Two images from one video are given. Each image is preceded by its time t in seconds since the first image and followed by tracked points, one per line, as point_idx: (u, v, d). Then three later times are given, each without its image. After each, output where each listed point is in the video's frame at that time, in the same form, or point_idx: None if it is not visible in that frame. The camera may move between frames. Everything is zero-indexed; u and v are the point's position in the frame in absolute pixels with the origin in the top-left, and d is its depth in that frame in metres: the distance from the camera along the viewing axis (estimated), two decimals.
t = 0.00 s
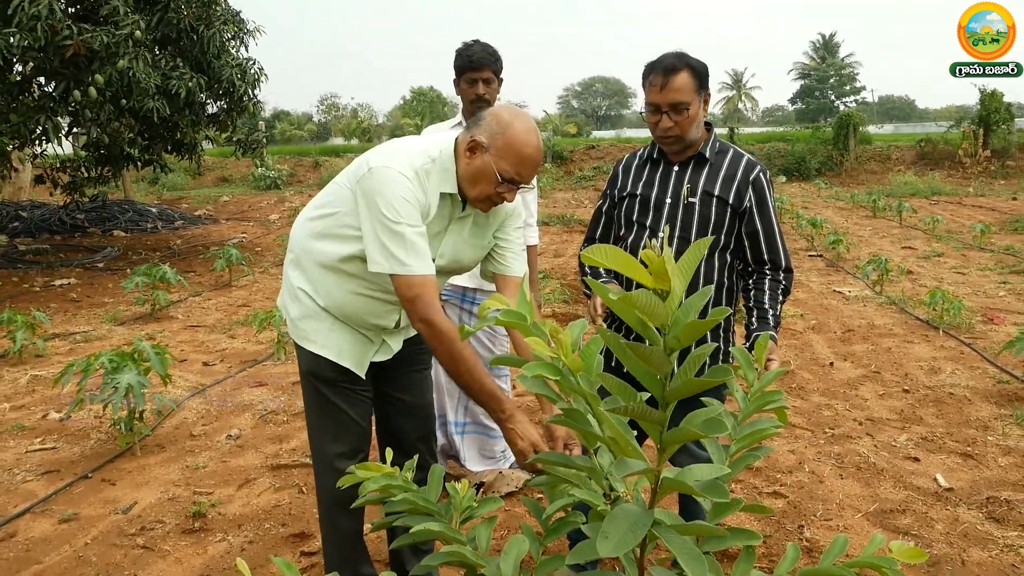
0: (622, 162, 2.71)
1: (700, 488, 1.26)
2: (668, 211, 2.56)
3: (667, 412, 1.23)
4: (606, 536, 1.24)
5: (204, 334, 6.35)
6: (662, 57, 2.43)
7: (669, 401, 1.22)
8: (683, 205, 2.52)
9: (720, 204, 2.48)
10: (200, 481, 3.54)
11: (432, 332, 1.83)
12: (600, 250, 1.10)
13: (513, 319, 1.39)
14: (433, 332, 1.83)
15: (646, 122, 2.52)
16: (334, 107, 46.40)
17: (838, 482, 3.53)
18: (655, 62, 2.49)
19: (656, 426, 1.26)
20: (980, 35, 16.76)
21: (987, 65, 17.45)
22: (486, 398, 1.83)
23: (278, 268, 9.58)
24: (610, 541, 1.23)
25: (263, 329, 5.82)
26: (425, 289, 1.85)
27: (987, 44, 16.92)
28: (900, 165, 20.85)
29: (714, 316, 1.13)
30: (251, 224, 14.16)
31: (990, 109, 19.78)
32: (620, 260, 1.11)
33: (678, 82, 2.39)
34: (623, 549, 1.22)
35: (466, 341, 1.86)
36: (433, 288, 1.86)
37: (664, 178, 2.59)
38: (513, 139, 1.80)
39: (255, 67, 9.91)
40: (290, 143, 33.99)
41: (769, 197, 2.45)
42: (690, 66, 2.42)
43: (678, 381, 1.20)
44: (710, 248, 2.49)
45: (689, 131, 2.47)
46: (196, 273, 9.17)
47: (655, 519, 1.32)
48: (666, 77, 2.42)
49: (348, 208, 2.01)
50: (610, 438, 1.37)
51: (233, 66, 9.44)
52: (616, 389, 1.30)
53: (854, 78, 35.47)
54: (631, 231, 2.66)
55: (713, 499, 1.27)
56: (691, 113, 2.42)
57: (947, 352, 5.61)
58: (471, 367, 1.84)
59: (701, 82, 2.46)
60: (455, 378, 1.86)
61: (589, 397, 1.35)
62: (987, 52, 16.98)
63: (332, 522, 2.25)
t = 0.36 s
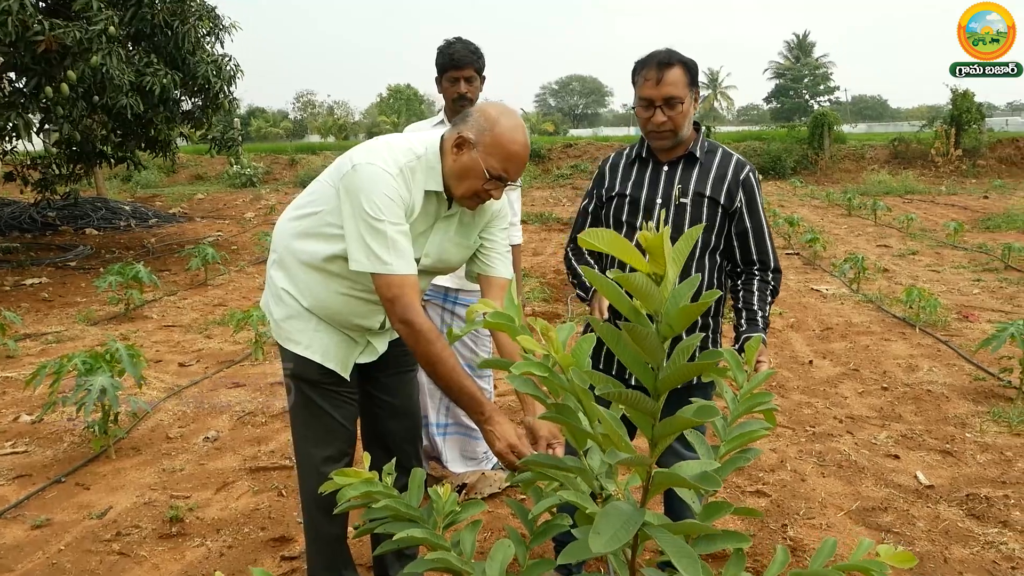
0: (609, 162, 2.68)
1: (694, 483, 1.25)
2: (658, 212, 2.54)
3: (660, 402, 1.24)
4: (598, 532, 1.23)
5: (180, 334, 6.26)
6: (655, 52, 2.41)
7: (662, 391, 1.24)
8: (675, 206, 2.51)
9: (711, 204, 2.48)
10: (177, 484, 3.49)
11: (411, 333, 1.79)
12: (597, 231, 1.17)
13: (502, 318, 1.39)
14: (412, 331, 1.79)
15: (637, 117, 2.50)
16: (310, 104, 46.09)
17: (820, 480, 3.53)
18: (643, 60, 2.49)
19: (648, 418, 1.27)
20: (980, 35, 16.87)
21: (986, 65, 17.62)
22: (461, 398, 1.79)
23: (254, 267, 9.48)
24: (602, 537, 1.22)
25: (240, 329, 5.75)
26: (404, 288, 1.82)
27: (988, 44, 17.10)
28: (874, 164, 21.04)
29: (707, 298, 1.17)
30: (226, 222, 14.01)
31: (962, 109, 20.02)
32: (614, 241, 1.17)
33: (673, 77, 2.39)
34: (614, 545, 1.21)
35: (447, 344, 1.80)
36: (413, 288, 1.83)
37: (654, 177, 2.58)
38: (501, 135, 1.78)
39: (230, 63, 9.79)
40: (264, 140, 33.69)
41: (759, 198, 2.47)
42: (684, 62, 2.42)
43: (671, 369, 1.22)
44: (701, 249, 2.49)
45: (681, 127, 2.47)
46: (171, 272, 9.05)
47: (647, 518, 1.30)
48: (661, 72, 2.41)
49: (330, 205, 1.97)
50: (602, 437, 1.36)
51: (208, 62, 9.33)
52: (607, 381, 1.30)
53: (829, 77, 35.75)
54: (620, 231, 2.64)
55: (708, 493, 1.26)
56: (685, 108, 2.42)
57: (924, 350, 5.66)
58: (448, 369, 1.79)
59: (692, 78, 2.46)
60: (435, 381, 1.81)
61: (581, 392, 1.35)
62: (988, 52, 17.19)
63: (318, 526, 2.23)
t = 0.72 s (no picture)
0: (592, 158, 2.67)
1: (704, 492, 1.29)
2: (645, 208, 2.56)
3: (678, 417, 1.28)
4: (606, 542, 1.25)
5: (147, 333, 6.15)
6: (643, 44, 2.53)
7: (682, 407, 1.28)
8: (661, 202, 2.54)
9: (697, 200, 2.53)
10: (147, 486, 3.42)
11: (392, 333, 1.77)
12: (640, 254, 1.18)
13: (506, 311, 1.37)
14: (393, 332, 1.77)
15: (626, 105, 2.53)
16: (276, 100, 45.62)
17: (795, 475, 3.56)
18: (627, 57, 2.57)
19: (663, 431, 1.30)
20: (980, 35, 17.21)
21: (985, 65, 18.00)
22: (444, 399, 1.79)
23: (221, 264, 9.34)
24: (610, 546, 1.24)
25: (209, 327, 5.66)
26: (384, 287, 1.79)
27: (987, 43, 17.40)
28: (839, 162, 21.31)
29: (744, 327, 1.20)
30: (192, 219, 13.80)
31: (924, 108, 20.35)
32: (658, 262, 1.18)
33: (662, 60, 2.48)
34: (623, 556, 1.23)
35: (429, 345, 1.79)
36: (395, 287, 1.80)
37: (638, 173, 2.58)
38: (485, 130, 1.76)
39: (196, 58, 9.63)
40: (229, 135, 33.24)
41: (742, 193, 2.54)
42: (671, 54, 2.53)
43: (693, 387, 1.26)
44: (687, 244, 2.55)
45: (670, 113, 2.51)
46: (136, 270, 8.89)
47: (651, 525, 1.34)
48: (650, 60, 2.50)
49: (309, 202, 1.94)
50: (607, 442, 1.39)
51: (174, 56, 9.16)
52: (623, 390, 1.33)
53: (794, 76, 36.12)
54: (604, 227, 2.63)
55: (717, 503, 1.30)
56: (674, 90, 2.48)
57: (892, 345, 5.73)
58: (430, 367, 1.77)
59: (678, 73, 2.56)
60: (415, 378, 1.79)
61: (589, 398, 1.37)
62: (987, 52, 17.52)
63: (298, 528, 2.19)
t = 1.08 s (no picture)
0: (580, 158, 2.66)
1: (693, 480, 1.28)
2: (635, 209, 2.56)
3: (662, 405, 1.27)
4: (597, 536, 1.24)
5: (120, 333, 6.05)
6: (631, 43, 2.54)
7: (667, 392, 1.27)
8: (651, 203, 2.54)
9: (687, 201, 2.53)
10: (124, 488, 3.36)
11: (383, 332, 1.74)
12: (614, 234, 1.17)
13: (487, 317, 1.37)
14: (384, 332, 1.74)
15: (613, 104, 2.54)
16: (249, 98, 45.23)
17: (777, 474, 3.58)
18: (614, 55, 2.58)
19: (649, 419, 1.30)
20: (981, 35, 17.41)
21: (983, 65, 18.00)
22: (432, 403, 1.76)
23: (195, 263, 9.22)
24: (600, 542, 1.22)
25: (185, 327, 5.57)
26: (374, 286, 1.76)
27: (987, 43, 17.58)
28: (810, 163, 21.52)
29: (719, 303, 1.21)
30: (165, 217, 13.61)
31: (895, 110, 20.58)
32: (633, 243, 1.17)
33: (650, 60, 2.50)
34: (614, 549, 1.22)
35: (418, 345, 1.77)
36: (383, 285, 1.78)
37: (628, 174, 2.58)
38: (478, 132, 1.75)
39: (170, 54, 9.50)
40: (201, 133, 32.85)
41: (731, 194, 2.54)
42: (660, 54, 2.54)
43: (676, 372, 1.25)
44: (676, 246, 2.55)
45: (657, 111, 2.51)
46: (108, 269, 8.76)
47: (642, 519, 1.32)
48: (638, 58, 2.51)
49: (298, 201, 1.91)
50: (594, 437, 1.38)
51: (147, 52, 9.03)
52: (608, 382, 1.31)
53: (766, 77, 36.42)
54: (593, 228, 2.63)
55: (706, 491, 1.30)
56: (660, 90, 2.49)
57: (868, 344, 5.79)
58: (419, 369, 1.75)
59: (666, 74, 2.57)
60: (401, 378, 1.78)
61: (575, 392, 1.35)
62: (991, 51, 17.65)
63: (283, 531, 2.16)
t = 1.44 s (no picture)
0: (567, 163, 2.66)
1: (699, 492, 1.26)
2: (623, 214, 2.56)
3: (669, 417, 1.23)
4: (603, 546, 1.22)
5: (95, 337, 5.96)
6: (615, 52, 2.44)
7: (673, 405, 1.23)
8: (639, 208, 2.54)
9: (674, 206, 2.53)
10: (103, 495, 3.30)
11: (368, 340, 1.76)
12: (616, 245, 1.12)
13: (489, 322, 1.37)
14: (371, 343, 1.76)
15: (598, 119, 2.51)
16: (224, 100, 44.86)
17: (761, 478, 3.60)
18: (603, 59, 2.51)
19: (656, 430, 1.25)
20: (980, 35, 17.16)
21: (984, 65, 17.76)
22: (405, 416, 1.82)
23: (170, 267, 9.11)
24: (607, 552, 1.20)
25: (163, 331, 5.50)
26: (363, 295, 1.76)
27: (987, 43, 17.35)
28: (786, 169, 21.70)
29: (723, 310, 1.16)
30: (139, 219, 13.44)
31: (868, 117, 20.78)
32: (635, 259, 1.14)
33: (633, 78, 2.40)
34: (621, 559, 1.20)
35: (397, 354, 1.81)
36: (373, 293, 1.78)
37: (616, 179, 2.58)
38: (484, 144, 1.76)
39: (146, 55, 9.38)
40: (175, 135, 32.52)
41: (719, 199, 2.55)
42: (645, 64, 2.45)
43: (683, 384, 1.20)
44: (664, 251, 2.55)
45: (642, 127, 2.49)
46: (82, 272, 8.63)
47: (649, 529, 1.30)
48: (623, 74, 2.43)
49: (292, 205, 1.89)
50: (599, 445, 1.36)
51: (123, 53, 8.91)
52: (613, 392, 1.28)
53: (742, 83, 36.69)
54: (582, 233, 2.63)
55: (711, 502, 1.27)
56: (644, 110, 2.44)
57: (847, 348, 5.83)
58: (397, 381, 1.81)
59: (654, 79, 2.49)
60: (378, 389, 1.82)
61: (580, 400, 1.34)
62: (990, 52, 17.51)
63: (271, 540, 2.12)
